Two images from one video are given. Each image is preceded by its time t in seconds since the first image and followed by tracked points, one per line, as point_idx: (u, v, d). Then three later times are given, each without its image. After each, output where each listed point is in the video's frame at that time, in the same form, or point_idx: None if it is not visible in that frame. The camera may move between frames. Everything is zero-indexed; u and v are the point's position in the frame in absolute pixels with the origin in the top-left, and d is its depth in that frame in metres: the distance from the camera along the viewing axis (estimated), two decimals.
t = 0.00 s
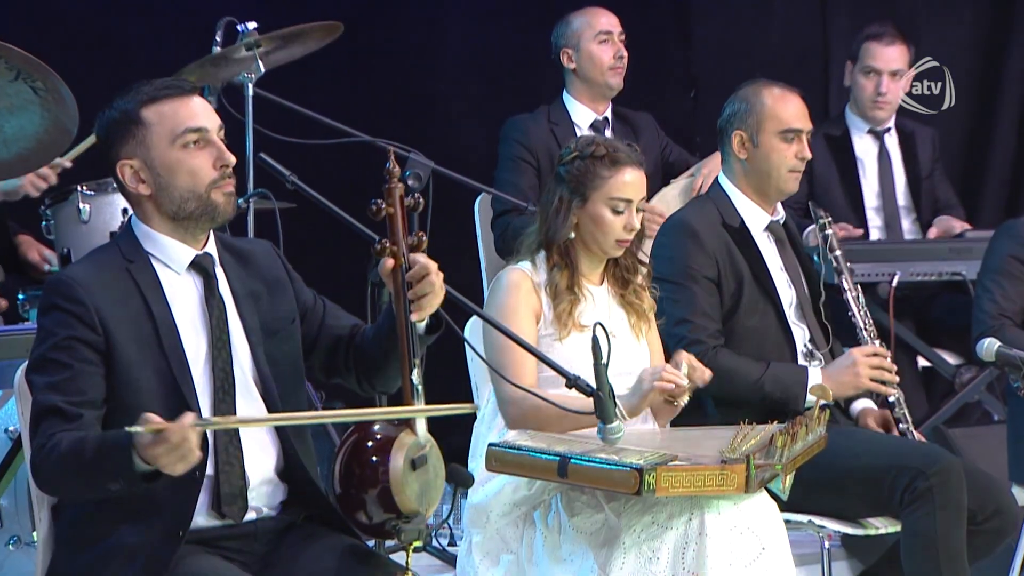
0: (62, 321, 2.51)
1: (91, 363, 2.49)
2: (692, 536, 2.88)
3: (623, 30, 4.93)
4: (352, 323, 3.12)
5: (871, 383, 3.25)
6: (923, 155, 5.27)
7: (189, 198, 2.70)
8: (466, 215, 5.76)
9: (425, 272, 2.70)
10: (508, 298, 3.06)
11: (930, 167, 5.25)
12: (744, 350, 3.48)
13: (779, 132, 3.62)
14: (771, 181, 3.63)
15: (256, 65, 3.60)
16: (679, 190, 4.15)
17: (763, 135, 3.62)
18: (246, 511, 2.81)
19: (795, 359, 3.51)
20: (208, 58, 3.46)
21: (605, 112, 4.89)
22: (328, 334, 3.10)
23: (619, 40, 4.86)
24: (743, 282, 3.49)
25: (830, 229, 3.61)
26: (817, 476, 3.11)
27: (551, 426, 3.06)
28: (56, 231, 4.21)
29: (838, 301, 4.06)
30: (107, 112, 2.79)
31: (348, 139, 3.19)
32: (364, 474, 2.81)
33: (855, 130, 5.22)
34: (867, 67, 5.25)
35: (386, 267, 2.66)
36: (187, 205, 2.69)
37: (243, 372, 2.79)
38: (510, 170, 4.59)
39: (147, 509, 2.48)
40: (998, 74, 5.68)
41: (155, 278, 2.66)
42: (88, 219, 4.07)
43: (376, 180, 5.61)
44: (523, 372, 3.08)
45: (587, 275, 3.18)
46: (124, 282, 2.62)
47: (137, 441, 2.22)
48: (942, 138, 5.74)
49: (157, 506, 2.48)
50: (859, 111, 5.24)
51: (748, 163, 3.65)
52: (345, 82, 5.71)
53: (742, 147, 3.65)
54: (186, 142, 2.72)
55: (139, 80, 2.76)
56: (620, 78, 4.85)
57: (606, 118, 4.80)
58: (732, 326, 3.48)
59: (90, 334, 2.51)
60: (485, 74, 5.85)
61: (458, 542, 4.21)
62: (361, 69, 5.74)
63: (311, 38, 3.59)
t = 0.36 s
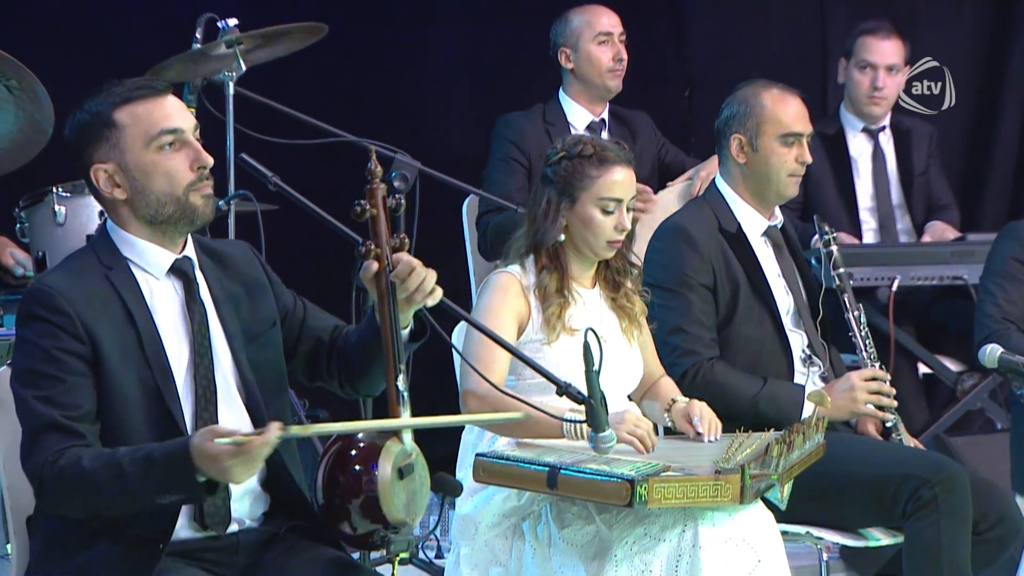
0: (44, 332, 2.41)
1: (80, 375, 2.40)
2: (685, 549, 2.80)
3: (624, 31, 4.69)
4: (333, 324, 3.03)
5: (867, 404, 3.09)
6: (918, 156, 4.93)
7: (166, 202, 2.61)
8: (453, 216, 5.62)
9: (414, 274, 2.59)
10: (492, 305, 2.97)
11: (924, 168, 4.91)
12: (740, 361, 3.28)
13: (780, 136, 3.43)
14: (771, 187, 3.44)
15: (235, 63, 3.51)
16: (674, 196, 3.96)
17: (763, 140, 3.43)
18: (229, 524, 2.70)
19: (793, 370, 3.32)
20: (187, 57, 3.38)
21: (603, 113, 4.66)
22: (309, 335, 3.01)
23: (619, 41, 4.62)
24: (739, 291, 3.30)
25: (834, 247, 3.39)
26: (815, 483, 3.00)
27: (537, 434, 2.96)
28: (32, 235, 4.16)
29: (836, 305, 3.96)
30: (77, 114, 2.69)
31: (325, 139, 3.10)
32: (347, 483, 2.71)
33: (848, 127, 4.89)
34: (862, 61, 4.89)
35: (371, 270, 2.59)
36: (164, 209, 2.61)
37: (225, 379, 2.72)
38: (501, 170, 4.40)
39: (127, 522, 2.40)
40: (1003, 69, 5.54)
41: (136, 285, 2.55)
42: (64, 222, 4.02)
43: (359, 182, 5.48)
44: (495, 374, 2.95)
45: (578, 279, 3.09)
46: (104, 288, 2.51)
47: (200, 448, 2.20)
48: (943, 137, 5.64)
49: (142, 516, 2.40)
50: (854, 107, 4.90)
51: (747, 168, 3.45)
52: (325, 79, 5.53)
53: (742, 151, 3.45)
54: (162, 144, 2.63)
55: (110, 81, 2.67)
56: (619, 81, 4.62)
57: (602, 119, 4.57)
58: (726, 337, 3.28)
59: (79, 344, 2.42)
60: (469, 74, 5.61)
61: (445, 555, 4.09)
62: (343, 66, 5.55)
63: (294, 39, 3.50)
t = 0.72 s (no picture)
0: (15, 338, 2.32)
1: (52, 383, 2.30)
2: (677, 561, 2.71)
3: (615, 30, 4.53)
4: (316, 333, 2.97)
5: (866, 431, 2.99)
6: (915, 156, 4.78)
7: (144, 203, 2.50)
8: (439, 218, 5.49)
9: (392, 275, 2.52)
10: (477, 310, 2.87)
11: (921, 169, 4.76)
12: (734, 371, 3.14)
13: (785, 140, 3.29)
14: (773, 190, 3.28)
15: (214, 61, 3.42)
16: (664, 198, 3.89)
17: (769, 147, 3.28)
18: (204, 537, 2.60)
19: (789, 380, 3.17)
20: (163, 54, 3.30)
21: (593, 113, 4.49)
22: (292, 345, 2.94)
23: (610, 41, 4.46)
24: (733, 298, 3.16)
25: (837, 262, 3.31)
26: (812, 493, 2.91)
27: (531, 443, 2.84)
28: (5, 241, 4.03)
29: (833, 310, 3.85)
30: (55, 112, 2.58)
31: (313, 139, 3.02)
32: (329, 495, 2.60)
33: (844, 127, 4.76)
34: (859, 60, 4.76)
35: (352, 276, 2.52)
36: (143, 211, 2.50)
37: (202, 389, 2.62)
38: (486, 173, 4.24)
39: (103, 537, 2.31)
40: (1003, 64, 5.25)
41: (111, 290, 2.45)
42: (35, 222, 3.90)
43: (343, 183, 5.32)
44: (500, 386, 2.86)
45: (566, 283, 3.00)
46: (77, 293, 2.41)
47: (165, 459, 2.13)
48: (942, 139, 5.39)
49: (118, 530, 2.31)
50: (850, 106, 4.78)
51: (750, 172, 3.29)
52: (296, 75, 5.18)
53: (746, 156, 3.29)
54: (141, 144, 2.52)
55: (91, 79, 2.56)
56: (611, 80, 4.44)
57: (593, 121, 4.41)
58: (720, 345, 3.14)
59: (50, 352, 2.32)
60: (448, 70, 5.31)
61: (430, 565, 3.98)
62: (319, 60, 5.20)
63: (273, 37, 3.41)
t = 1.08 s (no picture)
0: None
1: (21, 394, 2.21)
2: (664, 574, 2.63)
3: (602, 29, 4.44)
4: (294, 339, 2.87)
5: (857, 447, 2.92)
6: (911, 158, 4.70)
7: (114, 208, 2.39)
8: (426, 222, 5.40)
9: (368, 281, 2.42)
10: (461, 317, 2.79)
11: (917, 171, 4.68)
12: (724, 378, 3.05)
13: (785, 146, 3.20)
14: (770, 197, 3.20)
15: (190, 59, 3.34)
16: (649, 199, 3.82)
17: (770, 153, 3.18)
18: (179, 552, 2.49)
19: (779, 388, 3.08)
20: (138, 51, 3.23)
21: (580, 114, 4.39)
22: (271, 349, 2.84)
23: (597, 40, 4.37)
24: (723, 303, 3.08)
25: (832, 272, 3.22)
26: (806, 503, 2.82)
27: (514, 455, 2.80)
28: None
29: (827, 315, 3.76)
30: (22, 112, 2.46)
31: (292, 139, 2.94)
32: (308, 506, 2.47)
33: (838, 128, 4.68)
34: (852, 60, 4.69)
35: (330, 281, 2.41)
36: (113, 216, 2.38)
37: (176, 398, 2.49)
38: (470, 176, 4.14)
39: (72, 555, 2.22)
40: (1002, 66, 5.17)
41: (82, 296, 2.34)
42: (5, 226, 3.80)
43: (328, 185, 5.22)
44: (474, 391, 2.79)
45: (549, 286, 2.92)
46: (47, 300, 2.31)
47: (150, 472, 2.06)
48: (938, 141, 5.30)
49: (89, 544, 2.22)
50: (843, 107, 4.70)
51: (749, 178, 3.19)
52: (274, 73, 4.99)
53: (745, 161, 3.19)
54: (112, 146, 2.41)
55: (61, 78, 2.44)
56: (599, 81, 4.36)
57: (580, 121, 4.30)
58: (710, 351, 3.06)
59: (19, 360, 2.22)
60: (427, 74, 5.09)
61: None
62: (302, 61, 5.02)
63: (250, 35, 3.33)
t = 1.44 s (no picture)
0: None
1: None
2: None
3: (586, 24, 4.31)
4: (270, 339, 2.76)
5: (849, 456, 2.84)
6: (904, 158, 4.62)
7: (80, 224, 2.24)
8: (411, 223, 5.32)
9: (348, 284, 2.31)
10: (444, 319, 2.71)
11: (910, 172, 4.60)
12: (712, 383, 2.97)
13: (776, 147, 3.13)
14: (761, 198, 3.11)
15: (162, 55, 3.25)
16: (637, 199, 3.66)
17: (760, 154, 3.11)
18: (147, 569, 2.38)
19: (769, 395, 3.00)
20: (107, 46, 3.15)
21: (561, 111, 4.27)
22: (247, 354, 2.74)
23: (580, 34, 4.24)
24: (713, 305, 3.00)
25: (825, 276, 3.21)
26: (797, 513, 2.74)
27: (496, 456, 2.71)
28: None
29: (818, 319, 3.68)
30: None
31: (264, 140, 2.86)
32: (282, 516, 2.36)
33: (831, 127, 4.60)
34: (845, 59, 4.61)
35: (304, 288, 2.29)
36: (77, 232, 2.24)
37: (146, 410, 2.38)
38: (451, 173, 4.02)
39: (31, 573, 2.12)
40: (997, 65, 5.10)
41: (46, 307, 2.23)
42: None
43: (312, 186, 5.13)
44: (459, 393, 2.75)
45: (533, 289, 2.83)
46: (10, 310, 2.20)
47: (53, 488, 1.92)
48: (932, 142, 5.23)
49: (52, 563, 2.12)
50: (836, 107, 4.62)
51: (740, 179, 3.11)
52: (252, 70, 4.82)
53: (736, 162, 3.11)
54: (80, 158, 2.26)
55: (34, 79, 2.29)
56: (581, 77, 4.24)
57: (563, 119, 4.19)
58: (698, 354, 2.98)
59: None
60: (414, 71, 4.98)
61: None
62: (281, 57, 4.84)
63: (224, 32, 3.24)
